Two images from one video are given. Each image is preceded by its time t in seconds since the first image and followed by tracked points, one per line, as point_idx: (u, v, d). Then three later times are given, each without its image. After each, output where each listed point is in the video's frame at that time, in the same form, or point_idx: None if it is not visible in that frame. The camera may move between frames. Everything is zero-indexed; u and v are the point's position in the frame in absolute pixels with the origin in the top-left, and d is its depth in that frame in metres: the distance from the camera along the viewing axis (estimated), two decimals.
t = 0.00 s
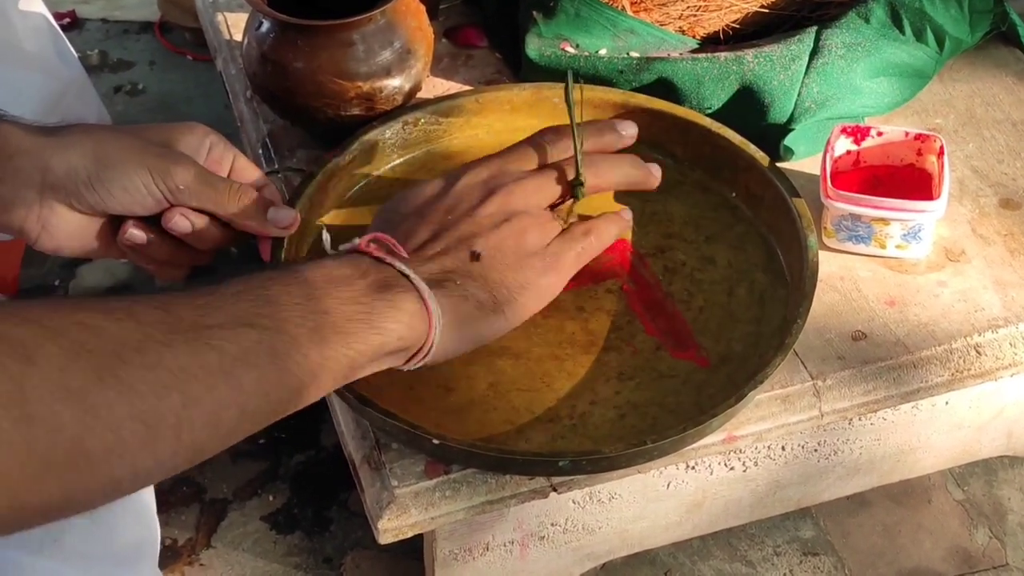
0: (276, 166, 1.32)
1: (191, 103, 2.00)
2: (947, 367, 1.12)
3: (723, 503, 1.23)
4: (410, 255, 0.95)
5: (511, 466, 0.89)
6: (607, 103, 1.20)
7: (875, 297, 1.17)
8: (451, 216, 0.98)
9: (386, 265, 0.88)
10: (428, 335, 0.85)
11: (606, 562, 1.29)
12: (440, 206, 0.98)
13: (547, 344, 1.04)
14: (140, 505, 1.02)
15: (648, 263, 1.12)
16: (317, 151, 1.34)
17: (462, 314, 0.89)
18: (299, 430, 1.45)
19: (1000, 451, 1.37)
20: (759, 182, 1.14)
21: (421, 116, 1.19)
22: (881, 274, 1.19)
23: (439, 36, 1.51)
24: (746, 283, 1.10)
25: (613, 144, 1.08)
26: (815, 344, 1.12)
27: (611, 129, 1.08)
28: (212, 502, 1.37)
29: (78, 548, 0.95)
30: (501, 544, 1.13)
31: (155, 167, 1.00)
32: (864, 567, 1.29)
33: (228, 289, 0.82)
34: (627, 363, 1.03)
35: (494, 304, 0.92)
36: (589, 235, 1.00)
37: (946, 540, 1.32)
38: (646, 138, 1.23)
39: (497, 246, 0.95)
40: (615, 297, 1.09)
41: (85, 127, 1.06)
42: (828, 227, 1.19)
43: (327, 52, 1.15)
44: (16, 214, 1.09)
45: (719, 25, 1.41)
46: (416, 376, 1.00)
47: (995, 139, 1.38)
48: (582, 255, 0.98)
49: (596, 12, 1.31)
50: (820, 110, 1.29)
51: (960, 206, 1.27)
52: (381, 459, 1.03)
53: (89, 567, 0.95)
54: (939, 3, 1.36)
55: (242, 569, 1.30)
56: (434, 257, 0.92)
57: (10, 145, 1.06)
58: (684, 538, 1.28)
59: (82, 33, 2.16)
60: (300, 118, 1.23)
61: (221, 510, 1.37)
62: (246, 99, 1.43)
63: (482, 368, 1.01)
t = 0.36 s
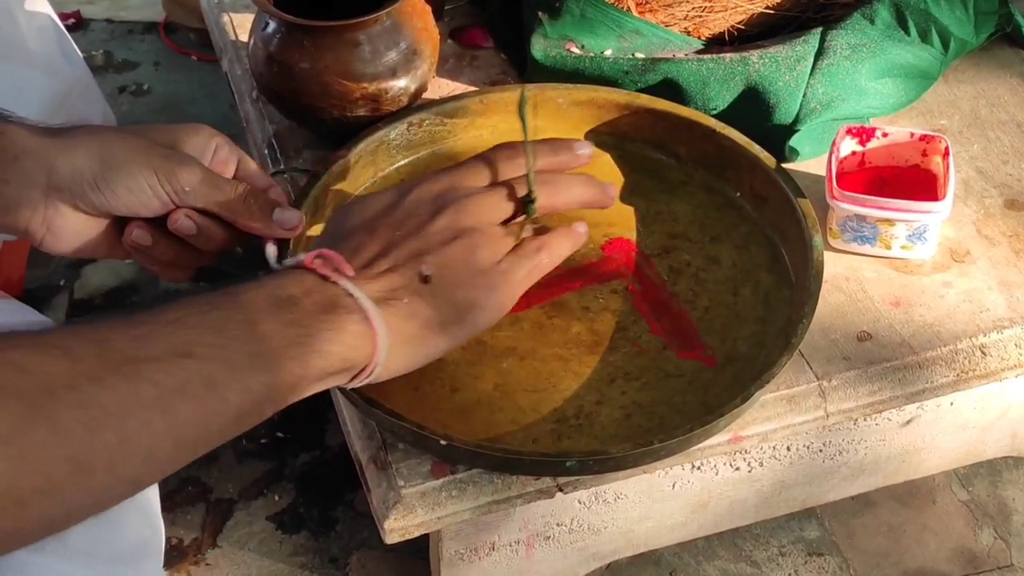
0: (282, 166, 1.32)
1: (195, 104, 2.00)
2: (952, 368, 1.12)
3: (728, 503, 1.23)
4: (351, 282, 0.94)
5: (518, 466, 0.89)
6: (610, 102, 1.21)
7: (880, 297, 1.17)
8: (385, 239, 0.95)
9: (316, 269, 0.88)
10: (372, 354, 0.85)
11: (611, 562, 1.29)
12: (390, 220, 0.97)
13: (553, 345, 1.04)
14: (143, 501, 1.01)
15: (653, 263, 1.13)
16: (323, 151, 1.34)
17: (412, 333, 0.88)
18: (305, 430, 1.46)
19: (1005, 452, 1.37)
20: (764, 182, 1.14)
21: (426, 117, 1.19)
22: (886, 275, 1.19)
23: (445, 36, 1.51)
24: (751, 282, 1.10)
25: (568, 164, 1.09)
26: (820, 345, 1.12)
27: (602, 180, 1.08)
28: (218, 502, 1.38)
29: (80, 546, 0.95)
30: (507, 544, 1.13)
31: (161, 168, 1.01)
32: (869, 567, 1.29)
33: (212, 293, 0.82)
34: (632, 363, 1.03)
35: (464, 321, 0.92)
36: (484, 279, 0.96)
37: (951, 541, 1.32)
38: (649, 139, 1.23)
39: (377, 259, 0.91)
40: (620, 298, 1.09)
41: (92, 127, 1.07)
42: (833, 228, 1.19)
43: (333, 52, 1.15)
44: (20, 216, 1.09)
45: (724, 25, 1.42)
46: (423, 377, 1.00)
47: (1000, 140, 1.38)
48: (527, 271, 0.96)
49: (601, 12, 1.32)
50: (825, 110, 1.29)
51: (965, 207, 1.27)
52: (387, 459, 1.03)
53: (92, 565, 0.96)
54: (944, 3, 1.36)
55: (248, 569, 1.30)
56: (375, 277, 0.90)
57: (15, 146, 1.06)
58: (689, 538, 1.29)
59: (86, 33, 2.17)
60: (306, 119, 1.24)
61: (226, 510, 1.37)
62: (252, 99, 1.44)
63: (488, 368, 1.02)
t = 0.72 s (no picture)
0: (279, 167, 1.33)
1: (194, 105, 2.00)
2: (948, 369, 1.13)
3: (723, 504, 1.23)
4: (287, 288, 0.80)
5: (524, 467, 0.89)
6: (598, 103, 1.21)
7: (876, 299, 1.17)
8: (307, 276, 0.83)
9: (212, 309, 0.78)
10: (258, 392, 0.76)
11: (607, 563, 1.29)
12: (290, 257, 0.83)
13: (549, 346, 1.05)
14: (137, 502, 1.00)
15: (646, 261, 1.13)
16: (320, 152, 1.35)
17: (306, 377, 0.79)
18: (301, 431, 1.46)
19: (1000, 453, 1.37)
20: (753, 179, 1.15)
21: (418, 120, 1.19)
22: (881, 277, 1.19)
23: (442, 38, 1.51)
24: (745, 279, 1.10)
25: (477, 215, 1.02)
26: (815, 346, 1.13)
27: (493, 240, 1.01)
28: (215, 502, 1.38)
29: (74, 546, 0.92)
30: (503, 545, 1.14)
31: (154, 177, 1.02)
32: (865, 568, 1.30)
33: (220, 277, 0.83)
34: (632, 363, 1.03)
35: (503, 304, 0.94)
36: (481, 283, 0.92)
37: (946, 542, 1.32)
38: (641, 139, 1.24)
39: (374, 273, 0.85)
40: (615, 297, 1.09)
41: (86, 135, 1.06)
42: (829, 229, 1.20)
43: (330, 54, 1.15)
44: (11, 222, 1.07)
45: (721, 28, 1.41)
46: (421, 382, 1.00)
47: (995, 142, 1.38)
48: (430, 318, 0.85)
49: (597, 14, 1.33)
50: (822, 112, 1.29)
51: (960, 209, 1.28)
52: (383, 460, 1.04)
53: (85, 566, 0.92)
54: (941, 7, 1.37)
55: (244, 569, 1.30)
56: (272, 315, 0.79)
57: (9, 153, 1.04)
58: (685, 539, 1.29)
59: (85, 34, 2.17)
60: (303, 120, 1.24)
61: (223, 510, 1.37)
62: (249, 100, 1.44)
63: (487, 371, 1.02)
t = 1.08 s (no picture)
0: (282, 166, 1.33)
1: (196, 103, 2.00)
2: (950, 368, 1.13)
3: (726, 502, 1.23)
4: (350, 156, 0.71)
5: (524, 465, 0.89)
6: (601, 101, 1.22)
7: (878, 297, 1.17)
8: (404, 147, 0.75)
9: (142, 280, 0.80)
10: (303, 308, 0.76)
11: (609, 561, 1.29)
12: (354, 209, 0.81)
13: (552, 344, 1.05)
14: (146, 504, 1.02)
15: (647, 256, 1.13)
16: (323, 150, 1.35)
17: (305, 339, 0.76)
18: (302, 428, 1.45)
19: (1003, 452, 1.37)
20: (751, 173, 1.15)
21: (421, 119, 1.20)
22: (884, 275, 1.19)
23: (445, 36, 1.51)
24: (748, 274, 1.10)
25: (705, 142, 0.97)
26: (818, 344, 1.13)
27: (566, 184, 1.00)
28: (217, 500, 1.38)
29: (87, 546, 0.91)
30: (505, 543, 1.14)
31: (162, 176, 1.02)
32: (867, 566, 1.30)
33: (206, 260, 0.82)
34: (633, 361, 1.03)
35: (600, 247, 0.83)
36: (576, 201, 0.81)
37: (949, 540, 1.32)
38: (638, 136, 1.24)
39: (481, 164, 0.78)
40: (618, 295, 1.10)
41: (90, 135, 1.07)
42: (832, 228, 1.20)
43: (333, 52, 1.15)
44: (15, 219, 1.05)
45: (723, 26, 1.42)
46: (422, 380, 1.00)
47: (998, 141, 1.38)
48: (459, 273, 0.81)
49: (600, 12, 1.31)
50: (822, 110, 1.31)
51: (963, 207, 1.28)
52: (386, 457, 1.04)
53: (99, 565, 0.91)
54: (945, 6, 1.36)
55: (247, 567, 1.31)
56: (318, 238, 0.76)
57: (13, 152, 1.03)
58: (688, 537, 1.29)
59: (87, 32, 2.17)
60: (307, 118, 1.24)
61: (226, 508, 1.37)
62: (252, 98, 1.44)
63: (489, 369, 1.02)
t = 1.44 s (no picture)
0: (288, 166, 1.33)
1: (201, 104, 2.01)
2: (956, 369, 1.13)
3: (732, 503, 1.23)
4: (384, 141, 0.73)
5: (528, 466, 0.89)
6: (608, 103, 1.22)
7: (884, 298, 1.17)
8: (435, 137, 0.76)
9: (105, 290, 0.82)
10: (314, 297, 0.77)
11: (616, 561, 1.29)
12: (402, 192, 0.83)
13: (558, 345, 1.05)
14: (154, 505, 1.02)
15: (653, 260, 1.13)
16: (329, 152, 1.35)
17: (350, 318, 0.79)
18: (308, 429, 1.46)
19: (1009, 452, 1.37)
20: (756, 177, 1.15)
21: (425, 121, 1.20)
22: (890, 277, 1.19)
23: (450, 37, 1.52)
24: (754, 276, 1.10)
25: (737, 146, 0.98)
26: (824, 345, 1.13)
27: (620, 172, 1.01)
28: (223, 501, 1.38)
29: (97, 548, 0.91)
30: (511, 543, 1.14)
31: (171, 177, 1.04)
32: (873, 567, 1.30)
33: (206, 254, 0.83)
34: (638, 362, 1.03)
35: (628, 246, 0.83)
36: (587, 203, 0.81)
37: (954, 541, 1.32)
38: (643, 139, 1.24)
39: (521, 157, 0.80)
40: (624, 297, 1.10)
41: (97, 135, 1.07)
42: (838, 231, 1.20)
43: (339, 53, 1.16)
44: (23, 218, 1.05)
45: (728, 28, 1.42)
46: (428, 380, 1.00)
47: (1004, 142, 1.38)
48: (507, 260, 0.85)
49: (607, 14, 1.32)
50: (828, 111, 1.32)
51: (969, 209, 1.28)
52: (392, 458, 1.04)
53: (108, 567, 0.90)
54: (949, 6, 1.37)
55: (253, 567, 1.31)
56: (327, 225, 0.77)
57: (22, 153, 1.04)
58: (693, 538, 1.29)
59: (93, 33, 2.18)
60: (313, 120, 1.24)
61: (231, 508, 1.37)
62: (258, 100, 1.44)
63: (494, 370, 1.02)
